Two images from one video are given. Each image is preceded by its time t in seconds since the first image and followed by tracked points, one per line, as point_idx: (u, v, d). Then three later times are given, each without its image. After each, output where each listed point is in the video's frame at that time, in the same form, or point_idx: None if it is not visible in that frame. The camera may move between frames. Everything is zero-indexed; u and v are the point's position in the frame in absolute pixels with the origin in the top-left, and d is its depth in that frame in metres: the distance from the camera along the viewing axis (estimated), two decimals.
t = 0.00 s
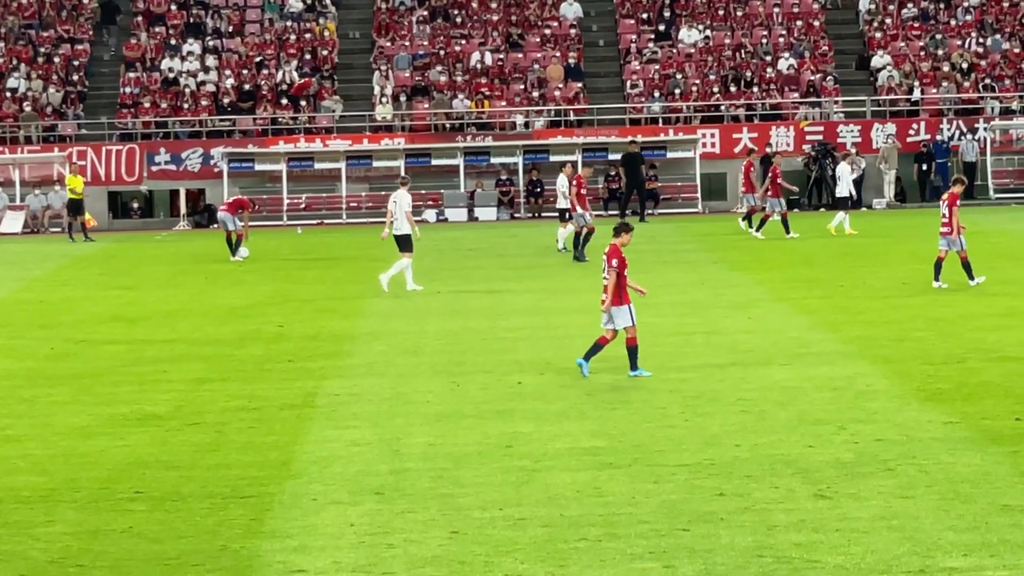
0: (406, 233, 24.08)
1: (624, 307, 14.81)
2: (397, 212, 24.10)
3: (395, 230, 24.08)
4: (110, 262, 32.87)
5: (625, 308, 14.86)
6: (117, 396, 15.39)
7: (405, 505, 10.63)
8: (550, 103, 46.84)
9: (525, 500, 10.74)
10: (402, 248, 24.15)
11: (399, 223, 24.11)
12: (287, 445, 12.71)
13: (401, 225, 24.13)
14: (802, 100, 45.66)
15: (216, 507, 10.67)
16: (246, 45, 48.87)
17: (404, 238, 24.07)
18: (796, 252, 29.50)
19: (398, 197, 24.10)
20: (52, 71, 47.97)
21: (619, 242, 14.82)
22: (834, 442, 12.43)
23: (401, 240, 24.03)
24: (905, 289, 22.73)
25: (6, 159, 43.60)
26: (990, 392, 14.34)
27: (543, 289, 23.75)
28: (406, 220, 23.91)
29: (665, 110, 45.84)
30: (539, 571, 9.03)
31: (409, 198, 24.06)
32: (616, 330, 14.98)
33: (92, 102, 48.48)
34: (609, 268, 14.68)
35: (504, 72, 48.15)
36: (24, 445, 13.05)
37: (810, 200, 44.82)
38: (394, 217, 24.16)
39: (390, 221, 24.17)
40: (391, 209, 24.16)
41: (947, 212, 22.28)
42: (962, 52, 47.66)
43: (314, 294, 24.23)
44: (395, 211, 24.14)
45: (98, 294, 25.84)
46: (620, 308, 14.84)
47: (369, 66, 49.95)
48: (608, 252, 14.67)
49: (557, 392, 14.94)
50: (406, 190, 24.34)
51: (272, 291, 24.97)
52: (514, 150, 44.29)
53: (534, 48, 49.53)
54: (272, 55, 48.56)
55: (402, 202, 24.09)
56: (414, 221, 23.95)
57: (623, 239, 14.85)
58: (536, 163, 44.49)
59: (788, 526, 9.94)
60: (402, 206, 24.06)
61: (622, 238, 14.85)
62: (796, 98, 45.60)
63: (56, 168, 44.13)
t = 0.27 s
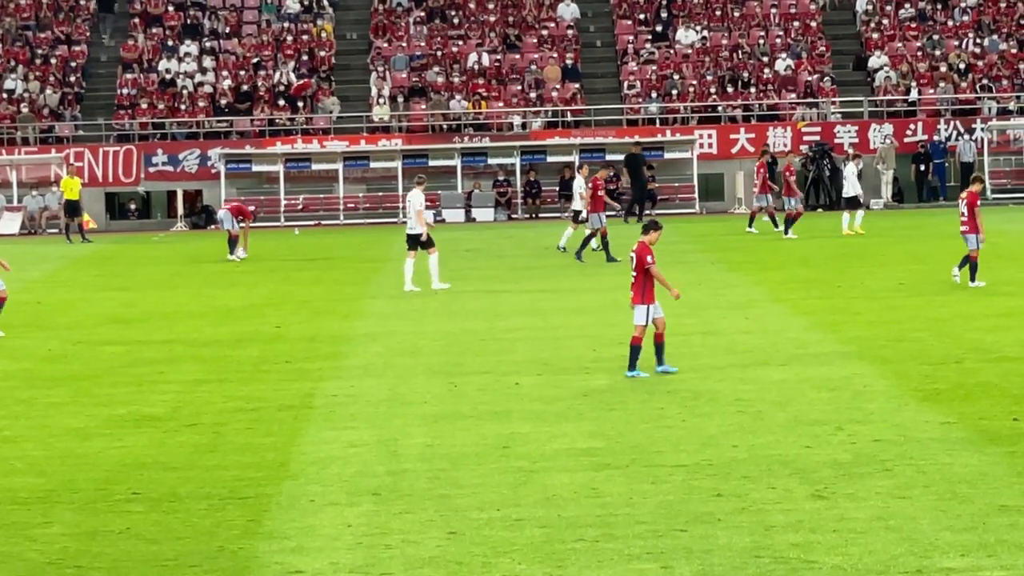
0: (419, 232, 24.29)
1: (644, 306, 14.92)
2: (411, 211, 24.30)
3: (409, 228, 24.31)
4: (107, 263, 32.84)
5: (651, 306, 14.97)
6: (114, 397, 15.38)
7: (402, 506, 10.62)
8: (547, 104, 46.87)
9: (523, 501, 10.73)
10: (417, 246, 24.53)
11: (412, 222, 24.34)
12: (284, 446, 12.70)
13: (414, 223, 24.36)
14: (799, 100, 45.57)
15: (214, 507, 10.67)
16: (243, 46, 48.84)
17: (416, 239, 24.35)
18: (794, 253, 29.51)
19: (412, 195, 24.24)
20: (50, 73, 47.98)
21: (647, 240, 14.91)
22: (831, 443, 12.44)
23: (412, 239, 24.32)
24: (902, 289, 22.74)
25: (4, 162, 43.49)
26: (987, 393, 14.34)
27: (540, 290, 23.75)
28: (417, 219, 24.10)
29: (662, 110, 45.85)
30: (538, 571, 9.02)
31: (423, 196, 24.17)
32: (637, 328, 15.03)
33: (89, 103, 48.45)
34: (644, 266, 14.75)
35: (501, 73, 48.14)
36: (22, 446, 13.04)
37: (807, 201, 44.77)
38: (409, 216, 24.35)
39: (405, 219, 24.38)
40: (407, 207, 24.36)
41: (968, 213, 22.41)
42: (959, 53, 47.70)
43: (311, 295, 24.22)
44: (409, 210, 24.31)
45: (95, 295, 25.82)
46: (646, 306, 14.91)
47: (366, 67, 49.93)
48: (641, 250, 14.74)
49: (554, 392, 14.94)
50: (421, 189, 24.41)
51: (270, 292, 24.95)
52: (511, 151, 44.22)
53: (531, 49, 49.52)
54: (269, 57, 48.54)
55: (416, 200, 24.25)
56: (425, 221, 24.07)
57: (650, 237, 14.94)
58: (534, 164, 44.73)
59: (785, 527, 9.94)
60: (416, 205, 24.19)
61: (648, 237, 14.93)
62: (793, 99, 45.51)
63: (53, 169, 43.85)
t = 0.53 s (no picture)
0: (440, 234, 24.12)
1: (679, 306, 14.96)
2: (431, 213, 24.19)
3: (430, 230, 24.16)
4: (106, 265, 32.83)
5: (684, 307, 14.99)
6: (112, 399, 15.37)
7: (401, 508, 10.61)
8: (546, 105, 46.94)
9: (522, 502, 10.73)
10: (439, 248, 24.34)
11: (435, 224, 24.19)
12: (282, 448, 12.69)
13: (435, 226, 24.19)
14: (797, 101, 45.63)
15: (212, 509, 10.67)
16: (242, 48, 48.81)
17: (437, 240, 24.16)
18: (792, 254, 29.53)
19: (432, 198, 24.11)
20: (48, 74, 47.95)
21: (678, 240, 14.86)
22: (830, 444, 12.43)
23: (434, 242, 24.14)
24: (901, 290, 22.75)
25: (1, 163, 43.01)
26: (986, 394, 14.34)
27: (538, 292, 23.76)
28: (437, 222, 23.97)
29: (660, 111, 45.86)
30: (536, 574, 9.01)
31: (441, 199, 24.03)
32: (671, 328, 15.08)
33: (88, 105, 48.45)
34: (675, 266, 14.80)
35: (499, 74, 48.11)
36: (20, 448, 13.03)
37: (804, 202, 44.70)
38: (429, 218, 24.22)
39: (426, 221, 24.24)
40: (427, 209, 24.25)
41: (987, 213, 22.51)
42: (958, 54, 47.71)
43: (309, 296, 24.22)
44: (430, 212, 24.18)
45: (94, 297, 25.81)
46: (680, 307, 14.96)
47: (364, 68, 49.93)
48: (673, 251, 14.78)
49: (553, 394, 14.93)
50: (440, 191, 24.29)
51: (269, 293, 24.95)
52: (510, 152, 43.83)
53: (530, 50, 49.50)
54: (268, 58, 48.51)
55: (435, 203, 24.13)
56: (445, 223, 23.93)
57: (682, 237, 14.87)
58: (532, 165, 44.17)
59: (784, 528, 9.94)
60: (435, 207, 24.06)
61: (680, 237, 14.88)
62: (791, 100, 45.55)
63: (51, 171, 43.72)
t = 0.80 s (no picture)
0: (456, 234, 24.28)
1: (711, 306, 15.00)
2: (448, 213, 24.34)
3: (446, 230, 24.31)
4: (101, 268, 32.78)
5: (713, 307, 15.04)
6: (108, 401, 15.35)
7: (397, 511, 10.61)
8: (541, 108, 46.96)
9: (517, 505, 10.73)
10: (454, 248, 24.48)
11: (451, 224, 24.35)
12: (277, 451, 12.68)
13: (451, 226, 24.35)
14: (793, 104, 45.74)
15: (208, 512, 10.66)
16: (238, 50, 48.76)
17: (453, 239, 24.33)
18: (787, 257, 29.55)
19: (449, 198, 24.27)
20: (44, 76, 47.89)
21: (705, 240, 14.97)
22: (825, 447, 12.44)
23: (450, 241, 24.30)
24: (896, 293, 22.78)
25: None
26: (981, 397, 14.35)
27: (533, 294, 23.75)
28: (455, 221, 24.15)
29: (656, 114, 45.89)
30: None
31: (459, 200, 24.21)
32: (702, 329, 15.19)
33: (83, 108, 48.44)
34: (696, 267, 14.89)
35: (495, 77, 48.11)
36: (15, 450, 13.01)
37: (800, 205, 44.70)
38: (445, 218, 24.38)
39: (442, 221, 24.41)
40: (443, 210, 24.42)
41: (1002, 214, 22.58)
42: (953, 57, 47.77)
43: (305, 299, 24.20)
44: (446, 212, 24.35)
45: (89, 299, 25.79)
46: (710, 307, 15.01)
47: (360, 71, 49.92)
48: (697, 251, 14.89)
49: (549, 397, 14.93)
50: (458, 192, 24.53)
51: (264, 296, 24.93)
52: (505, 155, 44.25)
53: (525, 53, 49.53)
54: (263, 61, 48.47)
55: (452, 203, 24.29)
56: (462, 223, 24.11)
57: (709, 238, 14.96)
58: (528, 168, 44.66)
59: (779, 531, 9.95)
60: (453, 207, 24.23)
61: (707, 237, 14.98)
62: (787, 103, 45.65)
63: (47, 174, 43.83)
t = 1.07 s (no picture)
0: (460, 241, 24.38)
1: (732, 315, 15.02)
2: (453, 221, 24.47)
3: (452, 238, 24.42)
4: (88, 275, 32.69)
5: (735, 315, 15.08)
6: (95, 409, 15.28)
7: (384, 518, 10.56)
8: (529, 116, 46.92)
9: (505, 512, 10.70)
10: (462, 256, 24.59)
11: (456, 232, 24.46)
12: (265, 458, 12.63)
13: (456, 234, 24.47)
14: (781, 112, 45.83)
15: (196, 519, 10.61)
16: (226, 58, 48.67)
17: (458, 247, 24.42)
18: (774, 265, 29.57)
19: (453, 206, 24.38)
20: (31, 83, 47.81)
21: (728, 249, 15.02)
22: (813, 455, 12.43)
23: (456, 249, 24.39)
24: (884, 301, 22.80)
25: None
26: (969, 404, 14.36)
27: (521, 302, 23.72)
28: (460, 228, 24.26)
29: (643, 122, 45.93)
30: None
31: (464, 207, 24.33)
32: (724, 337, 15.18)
33: (71, 115, 48.32)
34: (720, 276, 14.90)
35: (483, 84, 48.13)
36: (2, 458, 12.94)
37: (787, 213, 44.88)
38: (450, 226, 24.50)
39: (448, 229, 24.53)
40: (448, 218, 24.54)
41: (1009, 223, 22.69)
42: (941, 65, 47.88)
43: (293, 306, 24.14)
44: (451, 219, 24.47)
45: (76, 307, 25.70)
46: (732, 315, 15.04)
47: (347, 78, 49.89)
48: (720, 259, 14.90)
49: (537, 404, 14.90)
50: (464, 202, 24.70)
51: (252, 304, 24.87)
52: (493, 162, 44.54)
53: (513, 61, 49.54)
54: (251, 68, 48.41)
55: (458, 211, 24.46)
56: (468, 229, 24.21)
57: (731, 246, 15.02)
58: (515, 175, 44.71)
59: (767, 539, 9.93)
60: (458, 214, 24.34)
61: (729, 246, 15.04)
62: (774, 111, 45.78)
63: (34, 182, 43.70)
